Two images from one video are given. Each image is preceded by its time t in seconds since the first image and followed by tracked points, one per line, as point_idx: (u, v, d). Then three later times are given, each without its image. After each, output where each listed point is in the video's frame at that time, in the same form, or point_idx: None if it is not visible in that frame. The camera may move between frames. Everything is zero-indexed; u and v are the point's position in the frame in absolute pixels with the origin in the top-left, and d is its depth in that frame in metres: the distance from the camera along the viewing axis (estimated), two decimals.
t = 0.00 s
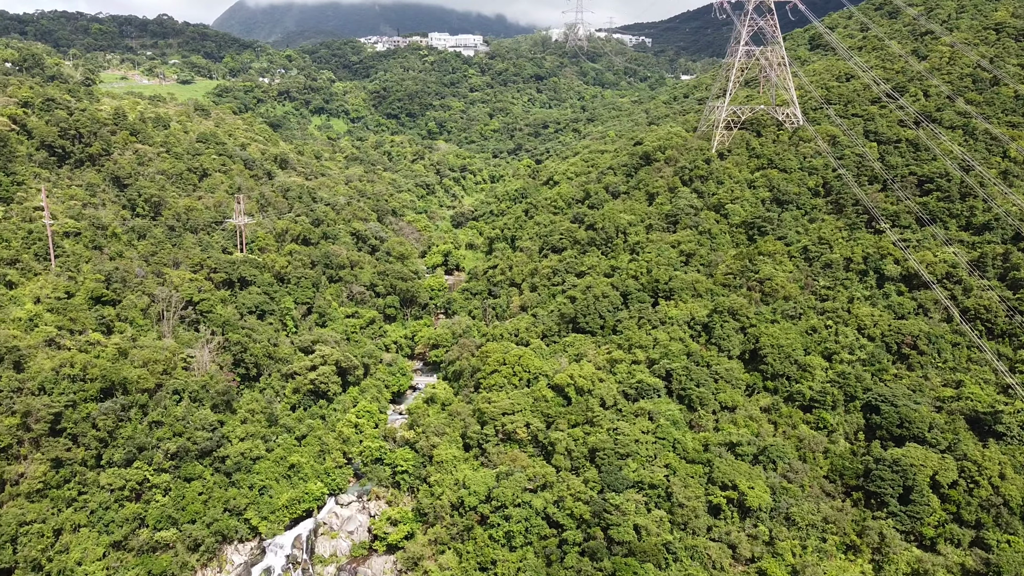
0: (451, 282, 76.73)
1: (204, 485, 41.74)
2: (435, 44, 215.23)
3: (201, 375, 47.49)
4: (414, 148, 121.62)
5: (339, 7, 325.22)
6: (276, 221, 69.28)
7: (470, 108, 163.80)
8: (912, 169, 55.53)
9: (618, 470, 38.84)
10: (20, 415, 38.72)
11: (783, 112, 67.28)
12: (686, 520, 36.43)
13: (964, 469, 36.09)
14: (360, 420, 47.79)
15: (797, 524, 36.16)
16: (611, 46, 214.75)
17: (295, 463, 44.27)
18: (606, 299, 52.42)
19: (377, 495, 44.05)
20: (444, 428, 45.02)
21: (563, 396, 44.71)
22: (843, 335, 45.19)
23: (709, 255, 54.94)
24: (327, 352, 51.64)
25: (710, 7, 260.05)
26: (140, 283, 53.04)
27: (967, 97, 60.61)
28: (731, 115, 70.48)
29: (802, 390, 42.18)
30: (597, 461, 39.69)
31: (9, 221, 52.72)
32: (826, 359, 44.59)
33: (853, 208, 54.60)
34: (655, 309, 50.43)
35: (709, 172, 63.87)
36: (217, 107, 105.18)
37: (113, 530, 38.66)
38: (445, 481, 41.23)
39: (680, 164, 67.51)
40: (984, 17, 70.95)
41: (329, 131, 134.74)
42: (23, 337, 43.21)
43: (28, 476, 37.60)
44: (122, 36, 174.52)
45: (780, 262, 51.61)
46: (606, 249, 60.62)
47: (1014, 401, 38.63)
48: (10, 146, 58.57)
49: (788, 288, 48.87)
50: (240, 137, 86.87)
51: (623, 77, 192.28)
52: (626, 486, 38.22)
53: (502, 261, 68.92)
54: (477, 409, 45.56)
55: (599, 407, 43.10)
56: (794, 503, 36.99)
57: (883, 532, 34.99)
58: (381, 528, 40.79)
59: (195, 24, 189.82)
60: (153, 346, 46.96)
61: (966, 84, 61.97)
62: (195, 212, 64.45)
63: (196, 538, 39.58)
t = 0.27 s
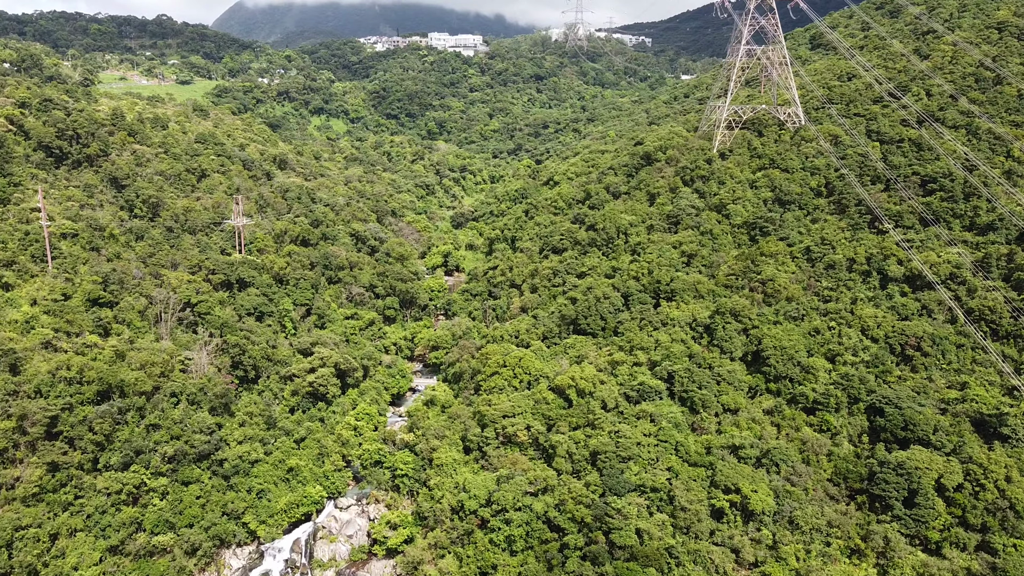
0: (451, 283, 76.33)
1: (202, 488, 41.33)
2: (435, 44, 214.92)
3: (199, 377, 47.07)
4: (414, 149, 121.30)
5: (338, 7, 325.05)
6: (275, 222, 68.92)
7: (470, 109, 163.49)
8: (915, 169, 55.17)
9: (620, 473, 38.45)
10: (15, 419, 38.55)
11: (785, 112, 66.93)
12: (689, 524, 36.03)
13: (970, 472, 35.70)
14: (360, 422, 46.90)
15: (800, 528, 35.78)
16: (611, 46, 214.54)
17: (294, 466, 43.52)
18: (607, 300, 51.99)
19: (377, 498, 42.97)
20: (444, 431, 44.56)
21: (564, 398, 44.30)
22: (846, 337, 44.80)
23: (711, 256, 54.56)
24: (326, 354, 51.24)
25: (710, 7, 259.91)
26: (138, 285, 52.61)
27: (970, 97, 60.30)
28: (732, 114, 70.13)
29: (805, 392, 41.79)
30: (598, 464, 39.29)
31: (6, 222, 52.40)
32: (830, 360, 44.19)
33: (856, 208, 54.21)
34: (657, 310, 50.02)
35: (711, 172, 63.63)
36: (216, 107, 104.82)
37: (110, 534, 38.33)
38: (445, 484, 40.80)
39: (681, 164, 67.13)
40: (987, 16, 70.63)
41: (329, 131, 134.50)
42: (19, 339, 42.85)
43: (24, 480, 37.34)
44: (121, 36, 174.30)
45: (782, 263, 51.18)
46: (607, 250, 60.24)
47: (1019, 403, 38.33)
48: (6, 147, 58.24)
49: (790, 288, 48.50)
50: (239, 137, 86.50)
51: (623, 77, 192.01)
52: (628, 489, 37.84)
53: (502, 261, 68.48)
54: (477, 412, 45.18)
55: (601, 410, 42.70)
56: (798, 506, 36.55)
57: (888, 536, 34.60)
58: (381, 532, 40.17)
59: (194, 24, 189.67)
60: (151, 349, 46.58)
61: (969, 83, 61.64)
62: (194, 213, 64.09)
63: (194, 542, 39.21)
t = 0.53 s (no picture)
0: (451, 282, 76.23)
1: (201, 487, 41.27)
2: (435, 43, 214.86)
3: (199, 376, 46.95)
4: (414, 148, 121.21)
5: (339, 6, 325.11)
6: (274, 220, 68.85)
7: (470, 108, 163.45)
8: (916, 169, 55.09)
9: (619, 473, 38.37)
10: (14, 417, 38.52)
11: (785, 111, 66.84)
12: (688, 523, 35.95)
13: (970, 472, 35.64)
14: (359, 421, 46.79)
15: (800, 528, 35.69)
16: (611, 46, 214.51)
17: (293, 465, 43.42)
18: (607, 300, 51.86)
19: (376, 497, 42.71)
20: (444, 430, 44.42)
21: (564, 397, 44.17)
22: (847, 336, 44.73)
23: (711, 255, 54.46)
24: (325, 352, 51.14)
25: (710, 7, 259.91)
26: (137, 283, 52.54)
27: (970, 96, 60.25)
28: (733, 114, 70.01)
29: (805, 392, 41.72)
30: (598, 464, 39.22)
31: (5, 220, 52.34)
32: (830, 360, 44.11)
33: (856, 208, 54.12)
34: (657, 309, 49.92)
35: (711, 171, 63.57)
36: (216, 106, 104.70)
37: (108, 533, 38.27)
38: (445, 484, 40.72)
39: (682, 163, 67.05)
40: (988, 16, 70.57)
41: (329, 130, 134.42)
42: (17, 337, 42.77)
43: (22, 479, 37.29)
44: (121, 35, 174.18)
45: (783, 262, 51.05)
46: (607, 249, 60.16)
47: (1020, 403, 38.29)
48: (6, 145, 58.17)
49: (790, 288, 48.43)
50: (239, 136, 86.39)
51: (623, 76, 191.97)
52: (627, 489, 37.77)
53: (502, 260, 68.33)
54: (477, 411, 45.04)
55: (600, 409, 42.63)
56: (798, 506, 36.47)
57: (889, 536, 34.53)
58: (380, 531, 40.01)
59: (194, 23, 189.63)
60: (150, 347, 46.50)
61: (970, 83, 61.58)
62: (193, 212, 64.02)
63: (193, 541, 39.15)
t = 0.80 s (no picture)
0: (451, 282, 76.21)
1: (201, 485, 41.25)
2: (436, 42, 214.90)
3: (198, 374, 46.88)
4: (414, 147, 121.21)
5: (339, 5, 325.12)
6: (274, 219, 68.83)
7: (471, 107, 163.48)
8: (916, 169, 55.11)
9: (619, 472, 38.37)
10: (14, 415, 38.54)
11: (786, 111, 66.83)
12: (688, 523, 35.95)
13: (970, 472, 35.67)
14: (358, 420, 46.85)
15: (800, 528, 35.67)
16: (611, 45, 214.58)
17: (292, 463, 43.40)
18: (607, 299, 51.78)
19: (375, 497, 42.64)
20: (443, 428, 44.37)
21: (563, 396, 44.10)
22: (846, 336, 44.74)
23: (711, 255, 54.43)
24: (325, 351, 51.08)
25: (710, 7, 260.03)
26: (137, 282, 52.54)
27: (970, 97, 60.31)
28: (733, 113, 70.01)
29: (805, 391, 41.74)
30: (597, 463, 39.20)
31: (5, 218, 52.35)
32: (830, 360, 44.11)
33: (856, 208, 54.13)
34: (657, 309, 49.90)
35: (711, 171, 63.61)
36: (216, 105, 104.63)
37: (108, 531, 38.29)
38: (444, 482, 40.70)
39: (682, 163, 67.06)
40: (988, 17, 70.60)
41: (329, 129, 134.34)
42: (17, 335, 42.78)
43: (22, 476, 37.31)
44: (121, 33, 174.14)
45: (783, 262, 51.03)
46: (607, 248, 60.16)
47: (1019, 404, 38.39)
48: (6, 144, 58.16)
49: (790, 288, 48.44)
50: (240, 135, 86.35)
51: (623, 76, 192.05)
52: (627, 488, 37.77)
53: (502, 259, 68.29)
54: (476, 410, 44.94)
55: (600, 408, 42.62)
56: (798, 506, 36.44)
57: (888, 536, 34.57)
58: (379, 530, 39.95)
59: (195, 22, 189.68)
60: (150, 346, 46.48)
61: (970, 84, 61.62)
62: (193, 210, 64.03)
63: (192, 540, 39.16)
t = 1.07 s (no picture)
0: (450, 281, 76.23)
1: (200, 484, 41.23)
2: (436, 42, 214.99)
3: (197, 373, 46.74)
4: (414, 146, 121.23)
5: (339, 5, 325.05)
6: (274, 218, 68.83)
7: (470, 106, 163.49)
8: (915, 168, 55.14)
9: (618, 470, 38.39)
10: (13, 413, 38.59)
11: (785, 110, 66.75)
12: (686, 521, 35.98)
13: (968, 470, 35.70)
14: (358, 419, 46.90)
15: (799, 526, 35.69)
16: (611, 45, 214.68)
17: (291, 462, 43.30)
18: (606, 298, 51.71)
19: (373, 495, 42.79)
20: (442, 427, 44.32)
21: (562, 395, 44.04)
22: (845, 335, 44.75)
23: (711, 254, 54.40)
24: (324, 350, 50.99)
25: (710, 7, 260.21)
26: (136, 280, 52.52)
27: (970, 96, 60.34)
28: (733, 113, 70.00)
29: (804, 390, 41.76)
30: (596, 461, 39.18)
31: (4, 217, 52.38)
32: (829, 358, 44.11)
33: (856, 206, 54.14)
34: (656, 307, 49.88)
35: (710, 171, 63.66)
36: (215, 104, 104.58)
37: (107, 529, 38.35)
38: (443, 481, 40.71)
39: (681, 162, 67.10)
40: (987, 16, 70.62)
41: (329, 128, 134.34)
42: (16, 334, 42.88)
43: (21, 475, 37.37)
44: (121, 32, 174.05)
45: (782, 261, 51.01)
46: (606, 247, 60.16)
47: (1018, 402, 38.46)
48: (5, 142, 58.16)
49: (789, 287, 48.42)
50: (239, 134, 86.34)
51: (623, 75, 192.15)
52: (626, 486, 37.80)
53: (501, 258, 68.25)
54: (476, 409, 44.75)
55: (599, 407, 42.62)
56: (796, 504, 36.45)
57: (886, 534, 34.62)
58: (378, 528, 39.98)
59: (195, 21, 189.68)
60: (149, 344, 46.47)
61: (969, 83, 61.65)
62: (193, 209, 64.06)
63: (191, 538, 39.20)
